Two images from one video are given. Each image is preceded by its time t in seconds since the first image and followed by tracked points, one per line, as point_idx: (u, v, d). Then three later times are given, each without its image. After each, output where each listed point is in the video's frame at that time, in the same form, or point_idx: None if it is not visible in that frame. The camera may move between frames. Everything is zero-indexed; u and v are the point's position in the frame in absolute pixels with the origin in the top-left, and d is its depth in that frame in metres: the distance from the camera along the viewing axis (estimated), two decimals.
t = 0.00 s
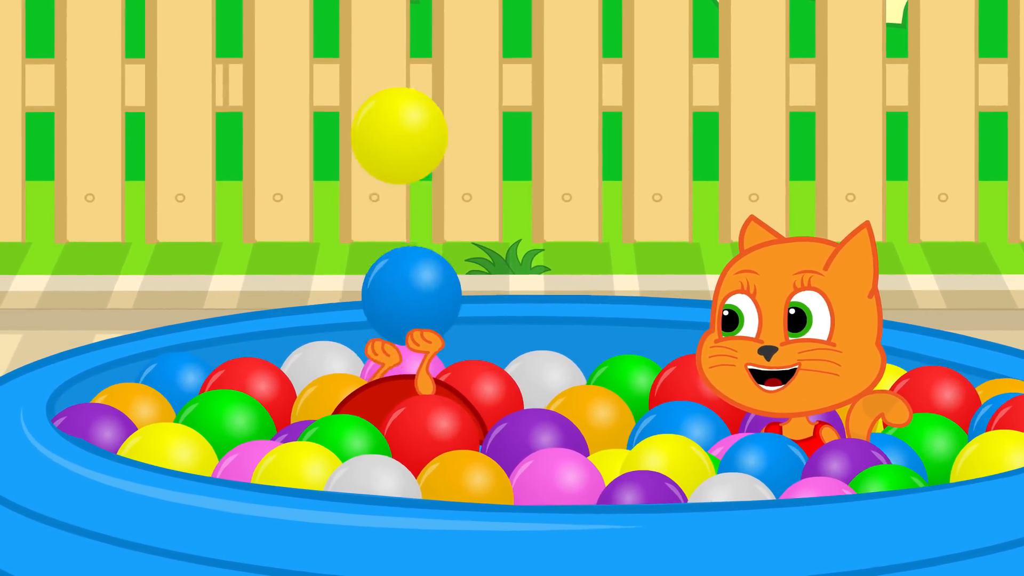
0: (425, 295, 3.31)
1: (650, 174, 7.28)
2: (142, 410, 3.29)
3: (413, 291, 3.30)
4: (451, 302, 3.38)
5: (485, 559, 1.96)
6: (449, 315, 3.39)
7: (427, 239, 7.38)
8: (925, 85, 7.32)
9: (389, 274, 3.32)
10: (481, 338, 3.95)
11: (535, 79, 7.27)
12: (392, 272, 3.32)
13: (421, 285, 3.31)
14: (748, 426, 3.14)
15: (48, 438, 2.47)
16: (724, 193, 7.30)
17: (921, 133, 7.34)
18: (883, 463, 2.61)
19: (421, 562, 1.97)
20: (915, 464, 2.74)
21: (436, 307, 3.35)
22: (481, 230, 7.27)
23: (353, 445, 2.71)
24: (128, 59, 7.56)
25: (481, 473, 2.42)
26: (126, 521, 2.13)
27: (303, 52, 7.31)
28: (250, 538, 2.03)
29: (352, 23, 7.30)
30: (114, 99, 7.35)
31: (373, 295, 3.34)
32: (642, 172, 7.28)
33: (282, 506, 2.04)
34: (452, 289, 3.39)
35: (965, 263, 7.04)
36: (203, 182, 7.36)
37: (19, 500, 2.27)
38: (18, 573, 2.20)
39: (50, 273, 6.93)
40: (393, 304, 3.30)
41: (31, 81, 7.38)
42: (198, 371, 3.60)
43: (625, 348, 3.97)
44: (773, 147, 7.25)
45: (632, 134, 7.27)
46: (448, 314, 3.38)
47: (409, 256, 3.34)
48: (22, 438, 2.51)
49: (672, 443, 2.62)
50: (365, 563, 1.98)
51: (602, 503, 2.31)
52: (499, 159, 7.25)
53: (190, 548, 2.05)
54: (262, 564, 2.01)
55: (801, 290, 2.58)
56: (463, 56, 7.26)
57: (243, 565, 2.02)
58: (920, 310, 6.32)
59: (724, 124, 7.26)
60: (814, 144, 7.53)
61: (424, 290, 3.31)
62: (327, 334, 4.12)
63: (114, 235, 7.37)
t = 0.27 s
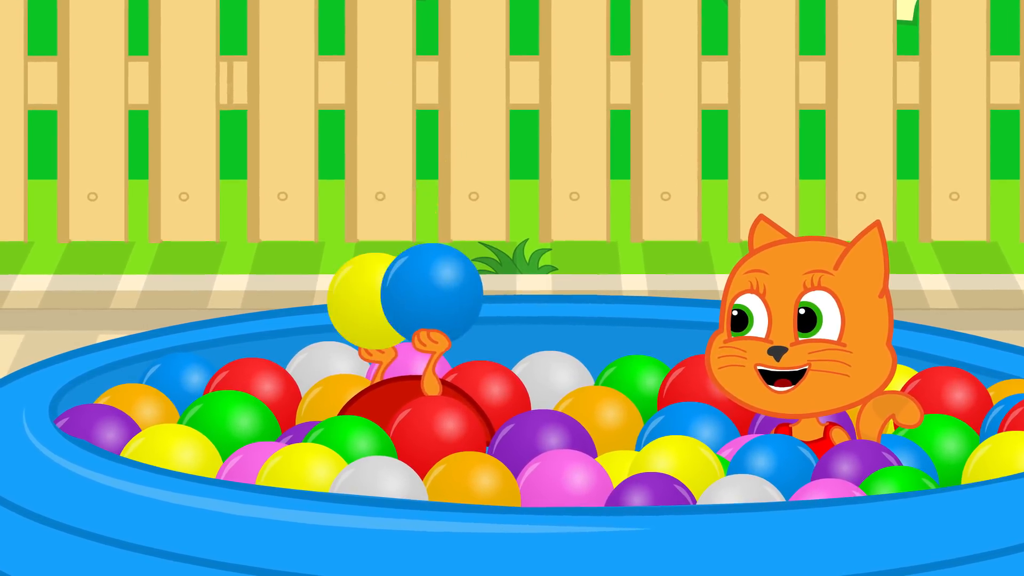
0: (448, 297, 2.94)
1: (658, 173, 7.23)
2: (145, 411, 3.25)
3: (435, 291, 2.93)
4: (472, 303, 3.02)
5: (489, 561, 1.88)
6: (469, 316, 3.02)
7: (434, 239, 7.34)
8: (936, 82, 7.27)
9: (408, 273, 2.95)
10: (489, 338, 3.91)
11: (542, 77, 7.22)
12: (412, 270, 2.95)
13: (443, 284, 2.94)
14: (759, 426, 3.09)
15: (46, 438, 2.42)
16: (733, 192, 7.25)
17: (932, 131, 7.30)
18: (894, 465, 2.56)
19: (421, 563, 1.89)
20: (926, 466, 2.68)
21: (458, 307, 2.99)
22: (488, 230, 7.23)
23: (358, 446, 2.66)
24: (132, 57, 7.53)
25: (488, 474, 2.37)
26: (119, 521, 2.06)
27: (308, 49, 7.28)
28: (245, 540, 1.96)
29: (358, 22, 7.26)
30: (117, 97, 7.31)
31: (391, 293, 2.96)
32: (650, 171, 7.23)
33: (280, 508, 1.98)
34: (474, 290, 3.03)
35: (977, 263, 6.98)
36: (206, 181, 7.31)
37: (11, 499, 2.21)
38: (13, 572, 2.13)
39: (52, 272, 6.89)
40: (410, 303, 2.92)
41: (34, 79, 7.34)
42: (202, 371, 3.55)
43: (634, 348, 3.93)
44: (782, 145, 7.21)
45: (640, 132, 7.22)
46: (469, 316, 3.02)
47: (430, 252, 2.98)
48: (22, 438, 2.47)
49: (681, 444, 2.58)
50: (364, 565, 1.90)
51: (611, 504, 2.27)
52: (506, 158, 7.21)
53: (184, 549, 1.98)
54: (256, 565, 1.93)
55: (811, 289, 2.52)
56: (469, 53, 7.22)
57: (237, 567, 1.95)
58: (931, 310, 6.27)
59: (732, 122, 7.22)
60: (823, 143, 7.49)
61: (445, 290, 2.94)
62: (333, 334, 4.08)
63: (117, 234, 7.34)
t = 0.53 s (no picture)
0: (445, 269, 2.78)
1: (664, 172, 7.20)
2: (148, 411, 3.22)
3: (431, 264, 2.77)
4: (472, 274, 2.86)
5: (491, 563, 1.85)
6: (465, 286, 2.86)
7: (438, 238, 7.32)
8: (944, 81, 7.23)
9: (404, 246, 2.79)
10: (493, 338, 3.88)
11: (547, 76, 7.20)
12: (408, 243, 2.78)
13: (440, 256, 2.78)
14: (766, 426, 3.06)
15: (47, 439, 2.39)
16: (739, 190, 7.21)
17: (939, 129, 7.26)
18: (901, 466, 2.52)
19: (423, 566, 1.87)
20: (934, 467, 2.66)
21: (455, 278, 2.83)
22: (493, 230, 7.21)
23: (362, 447, 2.63)
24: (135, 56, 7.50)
25: (492, 476, 2.34)
26: (118, 522, 2.04)
27: (311, 48, 7.25)
28: (245, 540, 1.93)
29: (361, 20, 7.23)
30: (120, 96, 7.29)
31: (390, 268, 2.81)
32: (656, 171, 7.20)
33: (281, 509, 1.95)
34: (471, 257, 2.86)
35: (984, 263, 6.95)
36: (209, 180, 7.29)
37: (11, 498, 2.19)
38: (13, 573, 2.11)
39: (55, 272, 6.87)
40: (408, 278, 2.78)
41: (36, 77, 7.31)
42: (205, 372, 3.53)
43: (640, 348, 3.90)
44: (789, 144, 7.18)
45: (646, 130, 7.19)
46: (467, 284, 2.86)
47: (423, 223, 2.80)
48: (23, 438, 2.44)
49: (687, 446, 2.55)
50: (365, 567, 1.88)
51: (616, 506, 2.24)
52: (511, 157, 7.18)
53: (184, 550, 1.96)
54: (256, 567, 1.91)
55: (818, 289, 2.45)
56: (474, 52, 7.19)
57: (237, 569, 1.92)
58: (939, 310, 6.24)
59: (739, 121, 7.18)
60: (830, 142, 7.47)
61: (441, 262, 2.78)
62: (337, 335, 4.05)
63: (119, 234, 7.31)
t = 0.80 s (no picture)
0: (426, 134, 3.16)
1: (664, 173, 7.20)
2: (148, 411, 3.22)
3: (412, 128, 3.15)
4: (448, 141, 3.23)
5: (491, 561, 1.85)
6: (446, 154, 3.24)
7: (438, 238, 7.32)
8: (944, 81, 7.24)
9: (387, 113, 3.17)
10: (493, 338, 3.88)
11: (547, 76, 7.20)
12: (390, 109, 3.16)
13: (420, 123, 3.15)
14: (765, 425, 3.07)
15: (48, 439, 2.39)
16: (740, 191, 7.21)
17: (939, 129, 7.26)
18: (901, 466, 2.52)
19: (424, 566, 1.87)
20: (934, 467, 2.66)
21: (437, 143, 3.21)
22: (492, 230, 7.21)
23: (362, 447, 2.63)
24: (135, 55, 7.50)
25: (493, 475, 2.34)
26: (117, 521, 2.04)
27: (311, 48, 7.25)
28: (245, 539, 1.93)
29: (361, 21, 7.24)
30: (120, 96, 7.29)
31: (373, 133, 3.19)
32: (657, 171, 7.20)
33: (280, 509, 1.95)
34: (451, 129, 3.24)
35: (984, 263, 6.95)
36: (209, 180, 7.29)
37: (12, 498, 2.19)
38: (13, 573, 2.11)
39: (54, 273, 6.87)
40: (391, 144, 3.16)
41: (36, 77, 7.31)
42: (205, 372, 3.53)
43: (640, 348, 3.90)
44: (789, 144, 7.18)
45: (646, 130, 7.19)
46: (447, 152, 3.25)
47: (407, 93, 3.18)
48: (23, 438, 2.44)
49: (687, 446, 2.54)
50: (364, 565, 1.88)
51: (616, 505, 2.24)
52: (510, 157, 7.18)
53: (183, 550, 1.96)
54: (255, 566, 1.91)
55: (817, 290, 2.45)
56: (474, 52, 7.19)
57: (236, 568, 1.92)
58: (939, 311, 6.24)
59: (739, 121, 7.18)
60: (830, 142, 7.47)
61: (422, 129, 3.16)
62: (338, 335, 4.05)
63: (119, 234, 7.31)
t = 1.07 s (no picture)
0: (396, 304, 2.82)
1: (664, 173, 7.20)
2: (148, 411, 3.22)
3: (380, 300, 2.81)
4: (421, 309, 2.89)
5: (491, 561, 1.85)
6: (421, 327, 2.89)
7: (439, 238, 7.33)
8: (944, 81, 7.24)
9: (355, 284, 2.85)
10: (493, 338, 3.88)
11: (547, 76, 7.20)
12: (358, 280, 2.84)
13: (389, 292, 2.82)
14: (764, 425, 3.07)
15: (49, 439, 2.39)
16: (740, 191, 7.21)
17: (939, 130, 7.27)
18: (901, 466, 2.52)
19: (424, 566, 1.86)
20: (934, 467, 2.66)
21: (406, 315, 2.86)
22: (493, 230, 7.21)
23: (362, 447, 2.63)
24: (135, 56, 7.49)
25: (493, 475, 2.34)
26: (117, 521, 2.04)
27: (311, 48, 7.25)
28: (246, 539, 1.93)
29: (361, 21, 7.24)
30: (120, 96, 7.29)
31: (339, 303, 2.87)
32: (657, 171, 7.20)
33: (280, 509, 1.95)
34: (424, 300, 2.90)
35: (985, 263, 6.96)
36: (209, 180, 7.29)
37: (12, 499, 2.19)
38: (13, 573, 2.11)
39: (54, 273, 6.87)
40: (358, 314, 2.83)
41: (36, 78, 7.31)
42: (205, 372, 3.53)
43: (640, 348, 3.89)
44: (789, 144, 7.19)
45: (646, 130, 7.19)
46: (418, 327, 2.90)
47: (377, 261, 2.86)
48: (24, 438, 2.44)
49: (687, 447, 2.54)
50: (364, 564, 1.88)
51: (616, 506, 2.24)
52: (511, 157, 7.18)
53: (182, 550, 1.96)
54: (256, 566, 1.91)
55: (818, 291, 2.45)
56: (474, 52, 7.19)
57: (237, 568, 1.92)
58: (939, 311, 6.24)
59: (739, 121, 7.19)
60: (831, 142, 7.47)
61: (392, 298, 2.82)
62: (338, 335, 4.05)
63: (119, 234, 7.31)
